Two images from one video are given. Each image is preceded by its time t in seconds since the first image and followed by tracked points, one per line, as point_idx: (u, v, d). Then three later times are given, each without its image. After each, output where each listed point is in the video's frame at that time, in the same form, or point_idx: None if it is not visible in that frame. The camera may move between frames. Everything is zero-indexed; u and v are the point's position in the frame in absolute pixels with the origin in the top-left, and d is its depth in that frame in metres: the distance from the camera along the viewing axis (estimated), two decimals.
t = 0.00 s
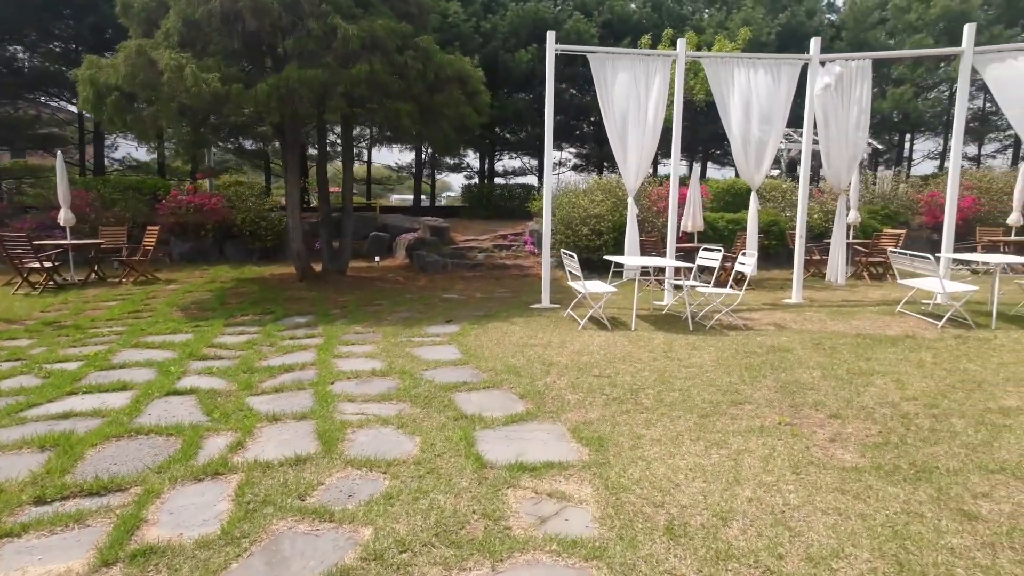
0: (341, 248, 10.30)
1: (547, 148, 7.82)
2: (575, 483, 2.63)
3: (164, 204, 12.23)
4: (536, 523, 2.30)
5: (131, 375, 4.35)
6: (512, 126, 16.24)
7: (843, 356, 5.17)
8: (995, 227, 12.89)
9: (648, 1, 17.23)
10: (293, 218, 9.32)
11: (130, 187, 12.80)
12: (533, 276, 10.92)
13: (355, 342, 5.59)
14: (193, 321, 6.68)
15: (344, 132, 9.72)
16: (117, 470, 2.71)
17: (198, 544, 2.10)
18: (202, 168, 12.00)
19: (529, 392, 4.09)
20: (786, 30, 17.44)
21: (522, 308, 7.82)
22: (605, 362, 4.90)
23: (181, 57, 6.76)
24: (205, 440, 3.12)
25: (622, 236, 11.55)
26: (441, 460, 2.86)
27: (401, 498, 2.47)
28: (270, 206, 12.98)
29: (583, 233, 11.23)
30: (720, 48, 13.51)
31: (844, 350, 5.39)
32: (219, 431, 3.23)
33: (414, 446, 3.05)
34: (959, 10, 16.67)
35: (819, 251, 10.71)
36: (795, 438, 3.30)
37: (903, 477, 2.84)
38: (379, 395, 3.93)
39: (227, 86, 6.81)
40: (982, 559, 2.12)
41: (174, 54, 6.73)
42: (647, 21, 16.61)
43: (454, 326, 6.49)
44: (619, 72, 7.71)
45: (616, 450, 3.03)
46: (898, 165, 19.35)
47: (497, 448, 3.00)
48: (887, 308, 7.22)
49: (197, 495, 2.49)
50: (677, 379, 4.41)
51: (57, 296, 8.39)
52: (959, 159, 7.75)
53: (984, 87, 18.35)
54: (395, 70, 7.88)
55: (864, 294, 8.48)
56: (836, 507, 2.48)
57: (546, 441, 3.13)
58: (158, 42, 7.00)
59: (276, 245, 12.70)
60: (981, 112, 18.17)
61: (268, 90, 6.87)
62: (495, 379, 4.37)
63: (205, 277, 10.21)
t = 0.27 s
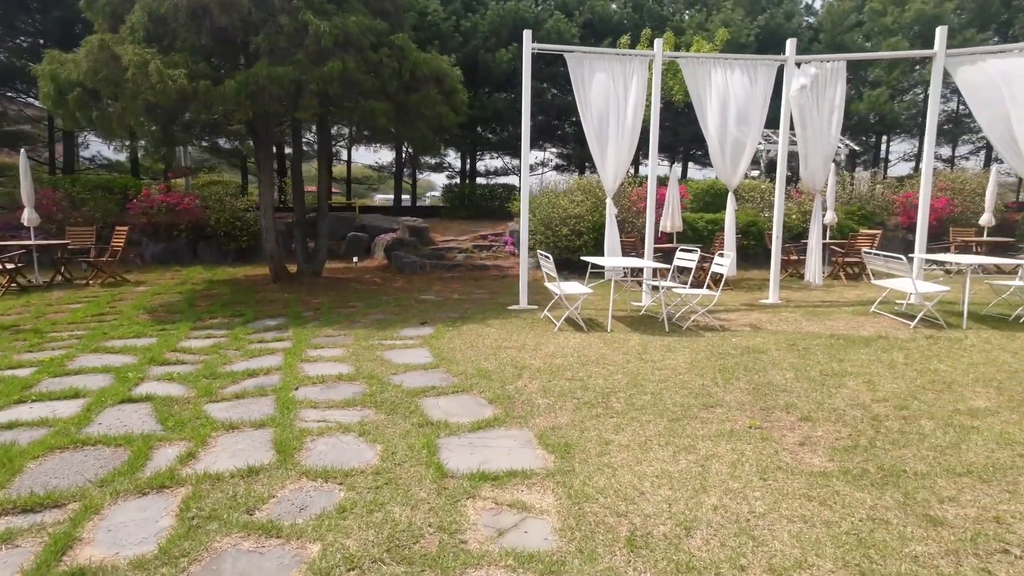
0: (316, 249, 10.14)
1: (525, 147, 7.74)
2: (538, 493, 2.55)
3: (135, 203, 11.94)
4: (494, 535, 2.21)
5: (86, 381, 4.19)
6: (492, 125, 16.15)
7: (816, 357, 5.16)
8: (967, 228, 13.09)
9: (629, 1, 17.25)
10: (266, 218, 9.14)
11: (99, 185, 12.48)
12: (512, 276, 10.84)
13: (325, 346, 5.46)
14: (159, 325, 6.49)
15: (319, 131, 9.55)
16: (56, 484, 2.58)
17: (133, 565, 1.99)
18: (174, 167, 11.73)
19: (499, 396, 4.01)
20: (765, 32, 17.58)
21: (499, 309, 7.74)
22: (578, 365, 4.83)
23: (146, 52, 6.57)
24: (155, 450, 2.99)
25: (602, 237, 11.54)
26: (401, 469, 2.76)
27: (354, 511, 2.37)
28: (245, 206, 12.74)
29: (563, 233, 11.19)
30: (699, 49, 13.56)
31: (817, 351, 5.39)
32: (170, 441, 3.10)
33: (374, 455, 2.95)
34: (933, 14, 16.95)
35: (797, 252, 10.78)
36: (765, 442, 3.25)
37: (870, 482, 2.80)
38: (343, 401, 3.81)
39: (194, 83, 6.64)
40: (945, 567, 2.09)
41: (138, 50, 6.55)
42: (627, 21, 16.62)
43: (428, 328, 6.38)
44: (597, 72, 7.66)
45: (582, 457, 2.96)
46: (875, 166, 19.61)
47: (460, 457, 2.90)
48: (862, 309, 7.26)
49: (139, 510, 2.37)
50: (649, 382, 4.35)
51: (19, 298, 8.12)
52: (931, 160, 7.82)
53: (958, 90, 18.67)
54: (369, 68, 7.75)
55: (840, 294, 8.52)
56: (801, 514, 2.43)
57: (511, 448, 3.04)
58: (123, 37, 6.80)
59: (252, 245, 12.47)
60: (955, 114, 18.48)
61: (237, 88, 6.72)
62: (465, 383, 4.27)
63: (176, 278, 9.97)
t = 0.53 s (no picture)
0: (287, 248, 9.94)
1: (497, 145, 7.65)
2: (490, 499, 2.46)
3: (99, 201, 11.60)
4: (439, 546, 2.12)
5: (29, 387, 4.00)
6: (470, 123, 16.03)
7: (785, 356, 5.16)
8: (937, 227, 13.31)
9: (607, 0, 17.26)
10: (234, 217, 8.92)
11: (62, 183, 12.11)
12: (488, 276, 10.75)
13: (289, 347, 5.31)
14: (117, 326, 6.28)
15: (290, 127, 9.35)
16: None
17: None
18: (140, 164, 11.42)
19: (462, 399, 3.91)
20: (742, 32, 17.71)
21: (472, 309, 7.64)
22: (546, 365, 4.76)
23: (102, 44, 6.34)
24: (92, 459, 2.83)
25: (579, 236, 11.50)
26: (351, 477, 2.66)
27: (295, 522, 2.26)
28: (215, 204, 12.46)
29: (540, 232, 11.13)
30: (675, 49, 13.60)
31: (786, 349, 5.39)
32: (109, 449, 2.95)
33: (325, 461, 2.83)
34: (904, 17, 17.22)
35: (771, 250, 10.84)
36: (727, 443, 3.20)
37: (830, 483, 2.77)
38: (299, 405, 3.68)
39: (153, 76, 6.43)
40: (898, 571, 2.05)
41: (95, 41, 6.32)
42: (605, 20, 16.62)
43: (397, 329, 6.26)
44: (570, 69, 7.59)
45: (540, 461, 2.88)
46: (848, 166, 19.89)
47: (414, 463, 2.80)
48: (832, 307, 7.30)
49: (64, 524, 2.23)
50: (616, 383, 4.29)
51: None
52: (900, 160, 7.89)
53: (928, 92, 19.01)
54: (338, 63, 7.59)
55: (812, 293, 8.57)
56: (758, 518, 2.38)
57: (468, 453, 2.94)
58: (79, 28, 6.56)
59: (223, 244, 12.20)
60: (926, 116, 18.81)
61: (199, 82, 6.53)
62: (429, 386, 4.17)
63: (141, 278, 9.71)
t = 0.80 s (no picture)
0: (254, 248, 9.72)
1: (466, 143, 7.55)
2: (434, 508, 2.37)
3: (58, 199, 11.23)
4: (375, 559, 2.03)
5: None
6: (445, 122, 15.88)
7: (749, 355, 5.16)
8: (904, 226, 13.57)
9: None
10: (197, 216, 8.69)
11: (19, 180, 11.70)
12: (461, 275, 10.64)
13: (246, 350, 5.15)
14: (69, 329, 6.05)
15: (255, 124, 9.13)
16: None
17: None
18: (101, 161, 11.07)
19: (419, 402, 3.81)
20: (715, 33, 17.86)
21: (441, 309, 7.54)
22: (509, 366, 4.68)
23: (52, 35, 6.06)
24: (16, 471, 2.69)
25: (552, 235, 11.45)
26: (291, 486, 2.55)
27: (224, 536, 2.15)
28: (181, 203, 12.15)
29: (513, 231, 11.06)
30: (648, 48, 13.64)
31: (750, 348, 5.40)
32: (38, 459, 2.80)
33: (266, 470, 2.71)
34: (873, 19, 17.53)
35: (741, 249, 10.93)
36: (684, 445, 3.16)
37: (784, 485, 2.74)
38: (248, 410, 3.55)
39: (107, 70, 6.20)
40: None
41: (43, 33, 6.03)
42: (580, 19, 16.61)
43: (361, 330, 6.13)
44: (539, 66, 7.53)
45: (492, 466, 2.80)
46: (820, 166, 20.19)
47: (359, 471, 2.70)
48: (799, 306, 7.35)
49: None
50: (578, 384, 4.23)
51: None
52: (865, 160, 7.97)
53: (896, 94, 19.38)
54: (302, 57, 7.41)
55: (781, 292, 8.64)
56: (707, 523, 2.34)
57: (417, 459, 2.85)
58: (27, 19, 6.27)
59: (188, 244, 11.91)
60: (894, 117, 19.17)
61: (155, 76, 6.32)
62: (386, 389, 4.06)
63: (101, 279, 9.41)
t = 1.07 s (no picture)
0: (218, 247, 9.47)
1: (434, 141, 7.44)
2: (379, 518, 2.28)
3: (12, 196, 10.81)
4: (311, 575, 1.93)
5: None
6: (419, 119, 15.70)
7: (715, 354, 5.15)
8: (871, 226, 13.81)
9: None
10: (157, 213, 8.43)
11: None
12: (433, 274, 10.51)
13: (202, 352, 4.98)
14: (16, 331, 5.79)
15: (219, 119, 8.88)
16: None
17: None
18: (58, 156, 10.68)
19: (377, 405, 3.70)
20: (689, 33, 18.00)
21: (410, 309, 7.41)
22: (473, 367, 4.59)
23: None
24: None
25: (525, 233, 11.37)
26: (231, 496, 2.43)
27: (151, 552, 2.03)
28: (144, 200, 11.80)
29: (486, 230, 10.95)
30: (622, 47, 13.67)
31: (717, 347, 5.40)
32: None
33: (205, 480, 2.58)
34: (842, 22, 17.84)
35: (713, 248, 10.99)
36: (644, 446, 3.11)
37: (741, 487, 2.70)
38: (196, 415, 3.40)
39: (56, 61, 5.98)
40: None
41: None
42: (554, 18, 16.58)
43: (325, 331, 5.98)
44: (508, 63, 7.45)
45: (445, 472, 2.71)
46: (791, 166, 20.50)
47: (305, 479, 2.58)
48: (767, 304, 7.40)
49: None
50: (542, 385, 4.16)
51: None
52: (832, 160, 8.04)
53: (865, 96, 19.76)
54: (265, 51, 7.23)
55: (751, 290, 8.70)
56: (660, 528, 2.29)
57: (368, 466, 2.75)
58: None
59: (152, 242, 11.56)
60: (863, 118, 19.54)
61: (108, 68, 6.10)
62: (344, 392, 3.94)
63: (57, 279, 9.08)
